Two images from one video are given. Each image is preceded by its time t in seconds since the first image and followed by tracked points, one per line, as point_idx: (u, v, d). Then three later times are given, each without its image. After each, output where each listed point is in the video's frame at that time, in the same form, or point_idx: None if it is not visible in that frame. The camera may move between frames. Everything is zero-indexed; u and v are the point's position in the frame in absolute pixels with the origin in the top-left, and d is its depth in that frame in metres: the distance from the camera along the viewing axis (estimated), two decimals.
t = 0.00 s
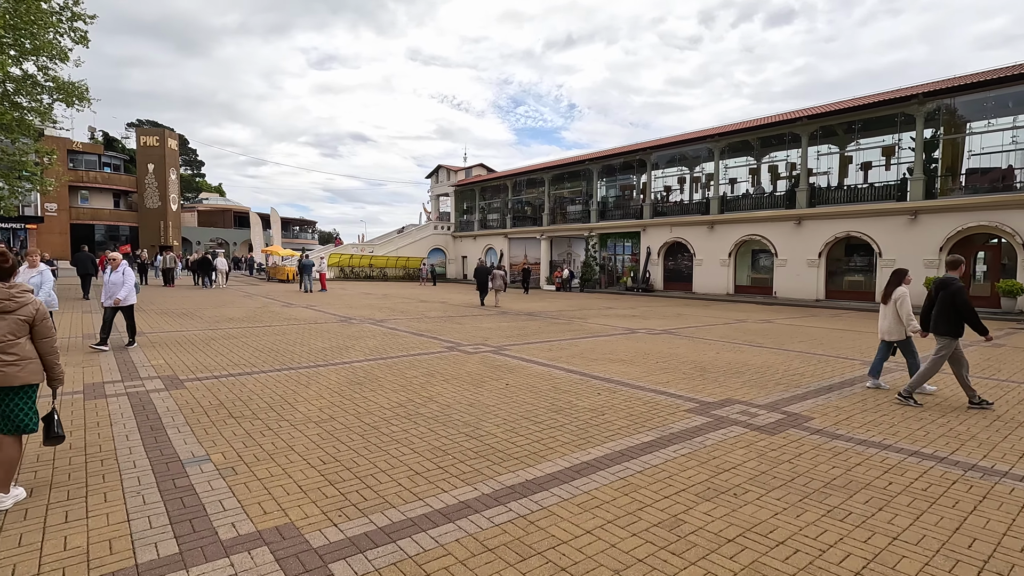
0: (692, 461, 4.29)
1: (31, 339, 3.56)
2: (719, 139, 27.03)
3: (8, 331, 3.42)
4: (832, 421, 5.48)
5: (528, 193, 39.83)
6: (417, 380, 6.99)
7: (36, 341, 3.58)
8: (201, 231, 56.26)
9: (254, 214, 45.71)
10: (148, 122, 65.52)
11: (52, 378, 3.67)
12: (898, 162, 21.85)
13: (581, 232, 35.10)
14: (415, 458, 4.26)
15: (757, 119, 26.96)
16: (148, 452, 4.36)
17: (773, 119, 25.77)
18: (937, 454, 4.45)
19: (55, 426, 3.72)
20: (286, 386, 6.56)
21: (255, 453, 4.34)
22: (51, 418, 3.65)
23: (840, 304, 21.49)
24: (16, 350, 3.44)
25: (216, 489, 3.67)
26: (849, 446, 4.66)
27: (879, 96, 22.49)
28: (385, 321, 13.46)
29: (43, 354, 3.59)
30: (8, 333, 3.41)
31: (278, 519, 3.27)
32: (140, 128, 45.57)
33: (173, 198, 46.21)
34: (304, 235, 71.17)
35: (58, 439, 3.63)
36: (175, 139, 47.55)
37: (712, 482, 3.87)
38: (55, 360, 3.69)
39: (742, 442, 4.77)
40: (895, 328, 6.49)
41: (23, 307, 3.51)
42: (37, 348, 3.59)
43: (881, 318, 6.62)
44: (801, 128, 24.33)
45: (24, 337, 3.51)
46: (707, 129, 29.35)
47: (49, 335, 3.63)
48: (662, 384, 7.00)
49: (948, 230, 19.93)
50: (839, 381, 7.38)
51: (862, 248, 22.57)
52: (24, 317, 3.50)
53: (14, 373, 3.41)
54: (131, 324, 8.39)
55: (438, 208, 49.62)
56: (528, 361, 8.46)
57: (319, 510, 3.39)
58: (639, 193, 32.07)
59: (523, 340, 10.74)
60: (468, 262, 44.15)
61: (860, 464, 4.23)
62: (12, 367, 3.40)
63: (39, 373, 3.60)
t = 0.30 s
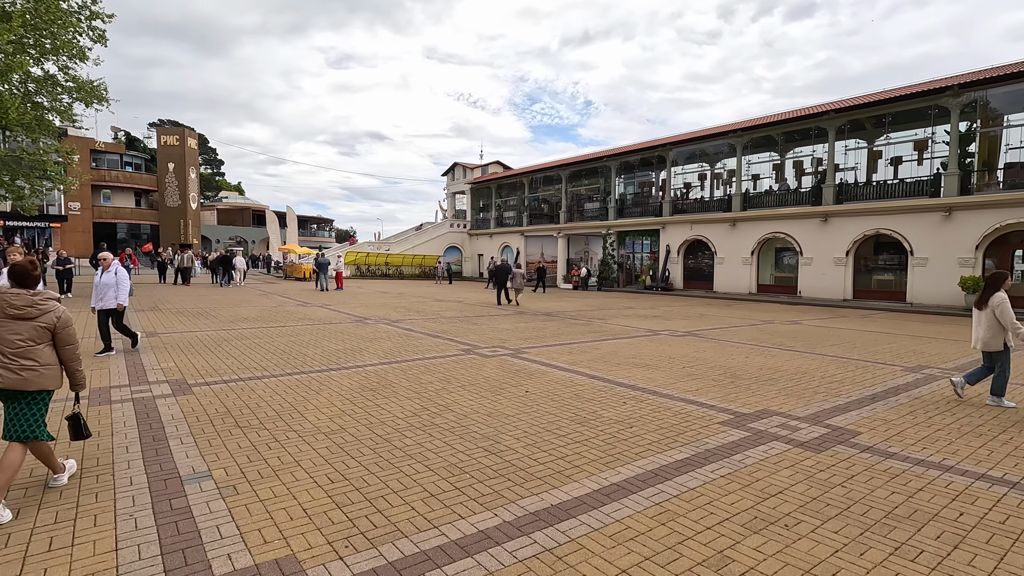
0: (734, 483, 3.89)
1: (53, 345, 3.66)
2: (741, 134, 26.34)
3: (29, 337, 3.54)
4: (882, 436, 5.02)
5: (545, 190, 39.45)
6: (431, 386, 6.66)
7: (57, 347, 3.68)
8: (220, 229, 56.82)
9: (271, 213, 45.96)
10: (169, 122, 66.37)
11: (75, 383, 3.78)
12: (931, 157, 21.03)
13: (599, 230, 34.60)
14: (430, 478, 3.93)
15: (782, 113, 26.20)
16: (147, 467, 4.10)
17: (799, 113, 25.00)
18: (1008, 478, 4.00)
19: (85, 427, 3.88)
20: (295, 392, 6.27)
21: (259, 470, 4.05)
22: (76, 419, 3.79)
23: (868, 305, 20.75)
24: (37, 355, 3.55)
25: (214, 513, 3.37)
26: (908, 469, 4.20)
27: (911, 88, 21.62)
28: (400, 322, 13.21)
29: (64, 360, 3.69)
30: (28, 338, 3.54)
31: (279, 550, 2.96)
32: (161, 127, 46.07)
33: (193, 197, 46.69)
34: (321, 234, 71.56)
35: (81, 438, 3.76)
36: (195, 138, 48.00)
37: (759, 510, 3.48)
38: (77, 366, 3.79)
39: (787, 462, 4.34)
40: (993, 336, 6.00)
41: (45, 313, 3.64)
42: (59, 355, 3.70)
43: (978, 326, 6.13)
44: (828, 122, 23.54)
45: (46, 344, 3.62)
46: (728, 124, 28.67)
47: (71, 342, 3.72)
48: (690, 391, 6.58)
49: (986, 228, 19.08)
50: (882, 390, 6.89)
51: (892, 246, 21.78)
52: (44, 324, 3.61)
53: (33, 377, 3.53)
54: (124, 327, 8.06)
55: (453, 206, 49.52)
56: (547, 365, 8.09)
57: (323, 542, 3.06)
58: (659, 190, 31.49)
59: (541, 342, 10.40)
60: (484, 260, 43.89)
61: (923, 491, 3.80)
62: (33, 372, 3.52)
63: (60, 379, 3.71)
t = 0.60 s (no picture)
0: (773, 502, 3.50)
1: (59, 329, 3.75)
2: (760, 129, 25.71)
3: (31, 322, 3.65)
4: (933, 448, 4.58)
5: (558, 188, 39.03)
6: (440, 389, 6.32)
7: (64, 331, 3.77)
8: (235, 228, 57.13)
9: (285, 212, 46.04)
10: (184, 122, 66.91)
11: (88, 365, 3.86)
12: (959, 151, 20.26)
13: (613, 228, 34.10)
14: (437, 491, 3.60)
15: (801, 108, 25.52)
16: (132, 478, 3.81)
17: (819, 107, 24.31)
18: None
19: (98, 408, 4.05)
20: (297, 395, 5.96)
21: (251, 481, 3.74)
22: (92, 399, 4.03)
23: (893, 304, 20.08)
24: (41, 339, 3.65)
25: (197, 532, 3.06)
26: (970, 487, 3.76)
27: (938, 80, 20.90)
28: (411, 320, 12.91)
29: (70, 344, 3.77)
30: (31, 323, 3.65)
31: None
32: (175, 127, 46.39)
33: (207, 196, 46.97)
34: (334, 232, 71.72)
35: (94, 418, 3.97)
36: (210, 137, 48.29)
37: (806, 535, 3.08)
38: (85, 348, 3.85)
39: (830, 477, 3.92)
40: None
41: (47, 298, 3.73)
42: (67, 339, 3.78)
43: None
44: (850, 115, 22.82)
45: (50, 328, 3.72)
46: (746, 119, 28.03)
47: (75, 325, 3.78)
48: (716, 396, 6.18)
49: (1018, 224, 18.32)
50: (922, 395, 6.42)
51: (918, 243, 21.06)
52: (48, 309, 3.70)
53: (38, 360, 3.65)
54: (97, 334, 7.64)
55: (466, 204, 49.27)
56: (561, 367, 7.71)
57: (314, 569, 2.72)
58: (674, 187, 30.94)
59: (556, 342, 10.02)
60: (496, 259, 43.57)
61: (989, 513, 3.37)
62: (39, 354, 3.64)
63: (70, 362, 3.81)
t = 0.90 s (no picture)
0: (823, 544, 3.07)
1: (70, 339, 3.74)
2: (777, 127, 25.10)
3: (44, 331, 3.63)
4: (993, 476, 4.12)
5: (569, 188, 38.63)
6: (449, 402, 5.96)
7: (74, 340, 3.76)
8: (247, 229, 57.35)
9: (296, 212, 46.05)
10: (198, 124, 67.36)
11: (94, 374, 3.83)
12: (987, 149, 19.60)
13: (626, 229, 33.60)
14: (441, 525, 3.24)
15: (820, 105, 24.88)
16: (109, 506, 3.48)
17: (839, 104, 23.67)
18: None
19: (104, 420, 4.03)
20: (297, 408, 5.62)
21: (237, 512, 3.40)
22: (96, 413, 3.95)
23: (917, 307, 19.41)
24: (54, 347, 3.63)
25: None
26: None
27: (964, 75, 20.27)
28: (420, 324, 12.57)
29: (81, 352, 3.77)
30: (45, 332, 3.63)
31: None
32: (188, 128, 46.63)
33: (220, 197, 47.15)
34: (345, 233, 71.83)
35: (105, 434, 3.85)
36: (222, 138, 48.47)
37: None
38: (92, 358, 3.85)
39: (882, 512, 3.48)
40: None
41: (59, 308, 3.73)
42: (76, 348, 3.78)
43: None
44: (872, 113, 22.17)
45: (62, 337, 3.71)
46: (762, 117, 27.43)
47: (85, 334, 3.80)
48: (744, 411, 5.74)
49: None
50: (967, 411, 5.94)
51: (943, 244, 20.36)
52: (59, 319, 3.69)
53: (52, 369, 3.62)
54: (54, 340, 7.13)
55: (477, 204, 49.01)
56: (576, 377, 7.31)
57: None
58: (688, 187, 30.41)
59: (569, 349, 9.62)
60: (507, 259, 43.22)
61: None
62: (52, 363, 3.61)
63: (78, 370, 3.78)
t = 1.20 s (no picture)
0: None
1: (79, 328, 3.99)
2: (799, 126, 24.48)
3: (59, 320, 3.84)
4: None
5: (584, 190, 38.22)
6: (459, 410, 5.62)
7: (81, 329, 4.01)
8: (262, 231, 57.70)
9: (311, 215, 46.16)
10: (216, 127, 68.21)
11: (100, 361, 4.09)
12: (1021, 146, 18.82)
13: (642, 231, 33.08)
14: (446, 553, 2.91)
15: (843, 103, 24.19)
16: (86, 525, 3.19)
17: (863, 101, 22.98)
18: None
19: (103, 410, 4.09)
20: (298, 416, 5.32)
21: (224, 535, 3.10)
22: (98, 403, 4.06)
23: (947, 311, 18.69)
24: (70, 337, 3.86)
25: None
26: None
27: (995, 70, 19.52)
28: (432, 327, 12.29)
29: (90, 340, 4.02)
30: (60, 322, 3.84)
31: None
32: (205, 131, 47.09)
33: (236, 199, 47.50)
34: (359, 235, 72.11)
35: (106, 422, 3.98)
36: (238, 141, 48.84)
37: None
38: (96, 345, 4.12)
39: (946, 544, 3.06)
40: None
41: (66, 300, 3.95)
42: (82, 336, 4.03)
43: None
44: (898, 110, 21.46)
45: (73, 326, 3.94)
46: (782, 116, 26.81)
47: (91, 323, 4.06)
48: (777, 423, 5.31)
49: None
50: (1022, 424, 5.45)
51: (974, 245, 19.59)
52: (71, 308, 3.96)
53: (69, 357, 3.85)
54: None
55: (491, 206, 48.76)
56: (593, 384, 6.92)
57: None
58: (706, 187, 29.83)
59: (586, 353, 9.23)
60: (521, 262, 42.86)
61: None
62: (69, 351, 3.84)
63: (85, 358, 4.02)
